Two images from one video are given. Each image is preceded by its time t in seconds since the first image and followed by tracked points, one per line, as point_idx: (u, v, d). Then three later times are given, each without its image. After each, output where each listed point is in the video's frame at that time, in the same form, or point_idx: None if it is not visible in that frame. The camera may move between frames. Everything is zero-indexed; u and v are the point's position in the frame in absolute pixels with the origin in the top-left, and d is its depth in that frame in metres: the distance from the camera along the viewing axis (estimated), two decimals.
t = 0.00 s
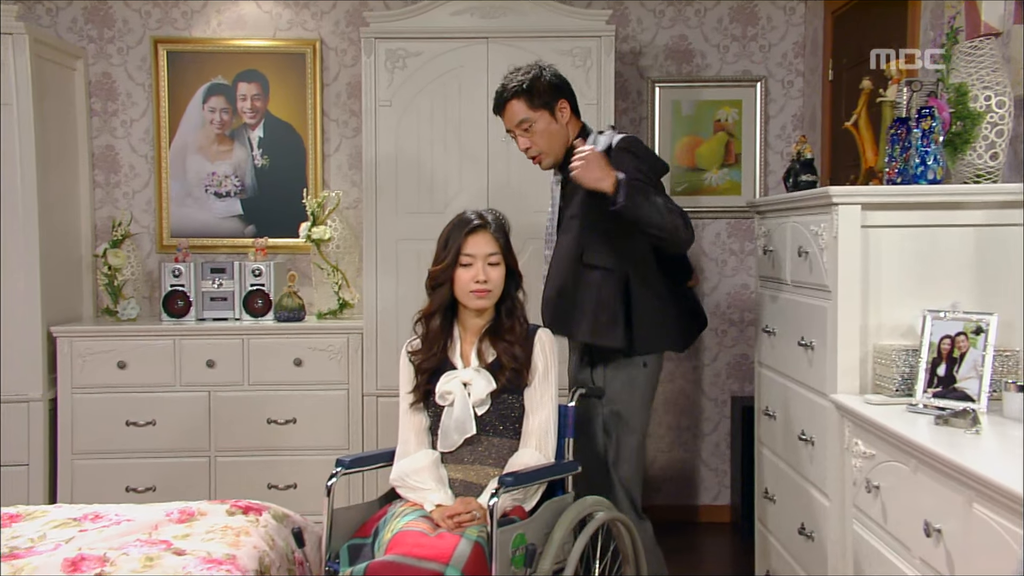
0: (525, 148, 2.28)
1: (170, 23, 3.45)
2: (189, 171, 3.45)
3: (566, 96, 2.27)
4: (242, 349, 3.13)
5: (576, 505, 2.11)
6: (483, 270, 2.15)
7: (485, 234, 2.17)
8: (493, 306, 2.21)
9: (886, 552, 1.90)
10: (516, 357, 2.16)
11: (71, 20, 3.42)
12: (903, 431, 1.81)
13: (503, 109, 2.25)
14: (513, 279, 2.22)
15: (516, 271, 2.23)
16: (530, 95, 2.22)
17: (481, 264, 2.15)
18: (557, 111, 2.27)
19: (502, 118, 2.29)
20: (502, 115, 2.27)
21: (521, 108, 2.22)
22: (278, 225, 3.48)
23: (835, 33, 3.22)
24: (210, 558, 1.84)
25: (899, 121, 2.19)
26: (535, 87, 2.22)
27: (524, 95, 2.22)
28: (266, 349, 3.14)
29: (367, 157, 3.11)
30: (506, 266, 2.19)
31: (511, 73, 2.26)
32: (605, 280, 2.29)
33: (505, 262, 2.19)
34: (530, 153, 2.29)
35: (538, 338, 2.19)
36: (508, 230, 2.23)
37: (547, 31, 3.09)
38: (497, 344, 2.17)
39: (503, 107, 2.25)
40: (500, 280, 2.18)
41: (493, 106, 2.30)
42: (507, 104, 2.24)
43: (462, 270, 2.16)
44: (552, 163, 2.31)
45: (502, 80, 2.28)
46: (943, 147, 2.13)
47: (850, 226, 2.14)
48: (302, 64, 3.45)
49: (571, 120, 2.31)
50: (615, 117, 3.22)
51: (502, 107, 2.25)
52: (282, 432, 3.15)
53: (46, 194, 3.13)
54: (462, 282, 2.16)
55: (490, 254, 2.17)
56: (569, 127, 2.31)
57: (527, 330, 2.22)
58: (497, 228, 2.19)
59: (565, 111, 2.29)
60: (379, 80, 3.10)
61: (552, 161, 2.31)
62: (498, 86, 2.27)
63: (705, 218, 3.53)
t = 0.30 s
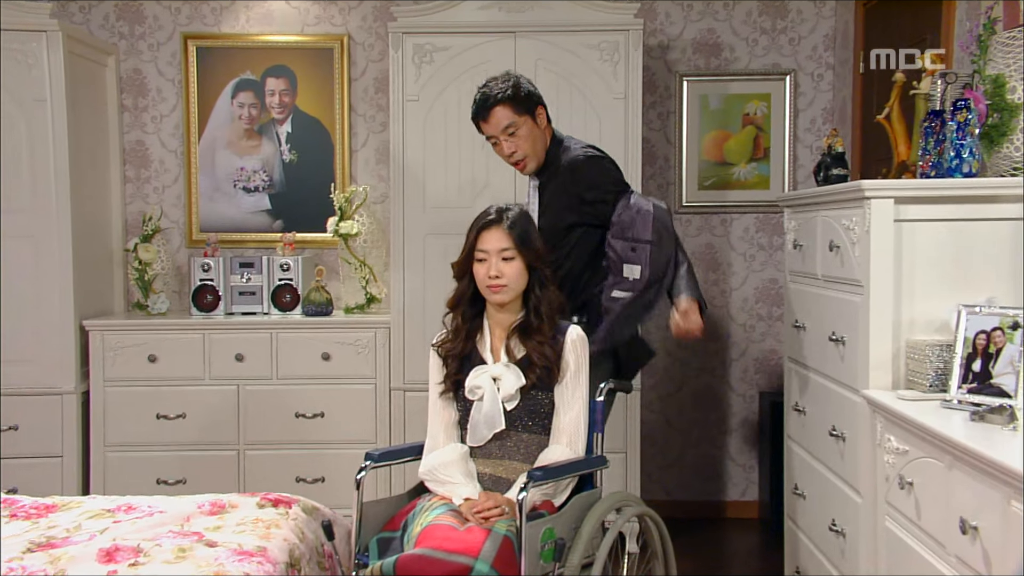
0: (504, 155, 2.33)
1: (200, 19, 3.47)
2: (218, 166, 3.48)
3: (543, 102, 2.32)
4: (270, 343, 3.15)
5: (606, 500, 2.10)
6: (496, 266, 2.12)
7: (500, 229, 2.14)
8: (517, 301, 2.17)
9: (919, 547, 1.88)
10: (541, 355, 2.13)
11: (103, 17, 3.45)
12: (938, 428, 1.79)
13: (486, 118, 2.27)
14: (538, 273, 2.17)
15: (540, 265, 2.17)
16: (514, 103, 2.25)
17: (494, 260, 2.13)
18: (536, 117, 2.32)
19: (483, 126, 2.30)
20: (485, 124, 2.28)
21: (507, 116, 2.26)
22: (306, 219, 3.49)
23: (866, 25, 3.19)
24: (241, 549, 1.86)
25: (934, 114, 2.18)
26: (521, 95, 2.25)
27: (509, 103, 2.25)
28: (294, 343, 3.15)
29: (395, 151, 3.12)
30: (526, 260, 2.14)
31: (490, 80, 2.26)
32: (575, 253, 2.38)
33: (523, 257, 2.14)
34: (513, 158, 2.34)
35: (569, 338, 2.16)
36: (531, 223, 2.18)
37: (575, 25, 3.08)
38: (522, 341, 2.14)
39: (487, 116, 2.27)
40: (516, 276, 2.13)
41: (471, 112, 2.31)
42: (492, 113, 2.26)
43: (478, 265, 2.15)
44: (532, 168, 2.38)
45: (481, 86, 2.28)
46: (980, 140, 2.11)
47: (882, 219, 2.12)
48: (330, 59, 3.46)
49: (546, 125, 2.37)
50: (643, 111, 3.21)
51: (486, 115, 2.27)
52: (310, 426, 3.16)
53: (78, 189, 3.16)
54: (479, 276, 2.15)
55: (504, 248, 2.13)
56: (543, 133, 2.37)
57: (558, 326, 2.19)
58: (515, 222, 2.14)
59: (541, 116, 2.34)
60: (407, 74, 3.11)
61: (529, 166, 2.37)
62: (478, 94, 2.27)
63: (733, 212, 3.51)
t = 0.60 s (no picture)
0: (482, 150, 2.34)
1: (223, 15, 3.48)
2: (241, 161, 3.49)
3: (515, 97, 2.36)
4: (292, 338, 3.16)
5: (630, 495, 2.09)
6: (509, 260, 2.10)
7: (513, 222, 2.11)
8: (534, 296, 2.15)
9: (946, 544, 1.87)
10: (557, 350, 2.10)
11: (128, 14, 3.47)
12: (966, 423, 1.77)
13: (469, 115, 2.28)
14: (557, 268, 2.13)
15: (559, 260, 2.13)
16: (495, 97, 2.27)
17: (507, 253, 2.10)
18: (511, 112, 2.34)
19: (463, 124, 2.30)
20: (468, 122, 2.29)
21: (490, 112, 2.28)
22: (327, 215, 3.50)
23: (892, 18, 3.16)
24: (266, 542, 1.86)
25: (962, 107, 2.15)
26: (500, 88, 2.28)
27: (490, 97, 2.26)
28: (316, 338, 3.17)
29: (417, 146, 3.12)
30: (543, 255, 2.10)
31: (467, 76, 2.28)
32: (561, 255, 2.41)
33: (538, 251, 2.10)
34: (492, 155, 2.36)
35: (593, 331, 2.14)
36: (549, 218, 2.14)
37: (597, 19, 3.07)
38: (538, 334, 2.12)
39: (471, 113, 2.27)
40: (530, 271, 2.10)
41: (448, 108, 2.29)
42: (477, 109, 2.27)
43: (494, 259, 2.14)
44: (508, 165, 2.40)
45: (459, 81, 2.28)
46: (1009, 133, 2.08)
47: (909, 213, 2.11)
48: (352, 55, 3.47)
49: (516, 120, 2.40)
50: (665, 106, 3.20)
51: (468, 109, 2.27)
52: (332, 420, 3.17)
53: (103, 185, 3.19)
54: (494, 269, 2.14)
55: (517, 242, 2.10)
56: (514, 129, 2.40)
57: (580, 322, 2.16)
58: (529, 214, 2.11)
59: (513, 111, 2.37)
60: (429, 70, 3.11)
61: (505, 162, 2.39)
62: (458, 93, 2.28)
63: (756, 207, 3.50)
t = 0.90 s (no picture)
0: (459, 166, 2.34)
1: (239, 11, 3.49)
2: (257, 157, 3.51)
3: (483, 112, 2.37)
4: (308, 333, 3.17)
5: (647, 490, 2.09)
6: (506, 253, 2.08)
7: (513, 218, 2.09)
8: (533, 289, 2.10)
9: (965, 541, 1.86)
10: (568, 355, 2.07)
11: (145, 10, 3.49)
12: (986, 421, 1.75)
13: (448, 127, 2.25)
14: (556, 264, 2.06)
15: (560, 256, 2.06)
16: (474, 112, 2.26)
17: (506, 249, 2.08)
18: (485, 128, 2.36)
19: (441, 136, 2.27)
20: (448, 134, 2.26)
21: (470, 124, 2.26)
22: (343, 210, 3.51)
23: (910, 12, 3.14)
24: (283, 537, 1.87)
25: (983, 101, 2.12)
26: (479, 103, 2.27)
27: (471, 112, 2.25)
28: (331, 333, 3.17)
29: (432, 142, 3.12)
30: (538, 249, 2.05)
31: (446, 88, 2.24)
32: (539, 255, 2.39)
33: (534, 245, 2.05)
34: (470, 168, 2.35)
35: (613, 333, 2.09)
36: (550, 213, 2.08)
37: (613, 14, 3.06)
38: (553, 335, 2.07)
39: (451, 125, 2.25)
40: (524, 264, 2.06)
41: (425, 123, 2.26)
42: (458, 121, 2.25)
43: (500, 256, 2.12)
44: (485, 175, 2.40)
45: (437, 94, 2.24)
46: None
47: (928, 206, 2.10)
48: (367, 50, 3.47)
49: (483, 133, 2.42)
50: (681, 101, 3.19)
51: (450, 124, 2.24)
52: (347, 415, 3.18)
53: (121, 181, 3.20)
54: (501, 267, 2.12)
55: (514, 235, 2.07)
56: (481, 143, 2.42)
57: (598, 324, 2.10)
58: (531, 209, 2.08)
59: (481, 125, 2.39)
60: (444, 65, 3.11)
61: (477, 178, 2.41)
62: (436, 102, 2.23)
63: (773, 203, 3.48)
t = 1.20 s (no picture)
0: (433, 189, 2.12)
1: (252, 7, 3.50)
2: (270, 153, 3.51)
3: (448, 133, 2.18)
4: (321, 329, 3.18)
5: (661, 485, 2.09)
6: (517, 250, 2.08)
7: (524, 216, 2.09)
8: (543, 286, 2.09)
9: (981, 538, 1.85)
10: (578, 353, 2.05)
11: (158, 7, 3.50)
12: (1003, 417, 1.74)
13: (431, 145, 2.04)
14: (564, 262, 2.04)
15: (568, 254, 2.04)
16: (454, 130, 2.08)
17: (517, 246, 2.08)
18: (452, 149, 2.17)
19: (421, 154, 2.05)
20: (430, 152, 2.04)
21: (452, 141, 2.07)
22: (356, 207, 3.52)
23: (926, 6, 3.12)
24: (296, 531, 1.87)
25: (1000, 96, 2.12)
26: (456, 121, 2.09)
27: (452, 130, 2.06)
28: (344, 329, 3.18)
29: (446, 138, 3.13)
30: (547, 246, 2.04)
31: (425, 103, 2.04)
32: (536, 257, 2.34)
33: (542, 241, 2.04)
34: (447, 190, 2.13)
35: (626, 333, 2.07)
36: (560, 209, 2.06)
37: (627, 9, 3.06)
38: (556, 334, 2.05)
39: (434, 142, 2.03)
40: (533, 260, 2.05)
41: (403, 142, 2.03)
42: (441, 138, 2.03)
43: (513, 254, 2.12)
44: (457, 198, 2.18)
45: (416, 110, 2.03)
46: None
47: (945, 203, 2.09)
48: (380, 46, 3.47)
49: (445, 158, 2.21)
50: (694, 97, 3.18)
51: (434, 141, 2.03)
52: (360, 411, 3.19)
53: (134, 178, 3.22)
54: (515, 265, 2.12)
55: (524, 232, 2.07)
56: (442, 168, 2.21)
57: (610, 323, 2.08)
58: (540, 206, 2.06)
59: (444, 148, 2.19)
60: (457, 61, 3.11)
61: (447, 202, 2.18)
62: (417, 120, 2.02)
63: (786, 198, 3.47)
